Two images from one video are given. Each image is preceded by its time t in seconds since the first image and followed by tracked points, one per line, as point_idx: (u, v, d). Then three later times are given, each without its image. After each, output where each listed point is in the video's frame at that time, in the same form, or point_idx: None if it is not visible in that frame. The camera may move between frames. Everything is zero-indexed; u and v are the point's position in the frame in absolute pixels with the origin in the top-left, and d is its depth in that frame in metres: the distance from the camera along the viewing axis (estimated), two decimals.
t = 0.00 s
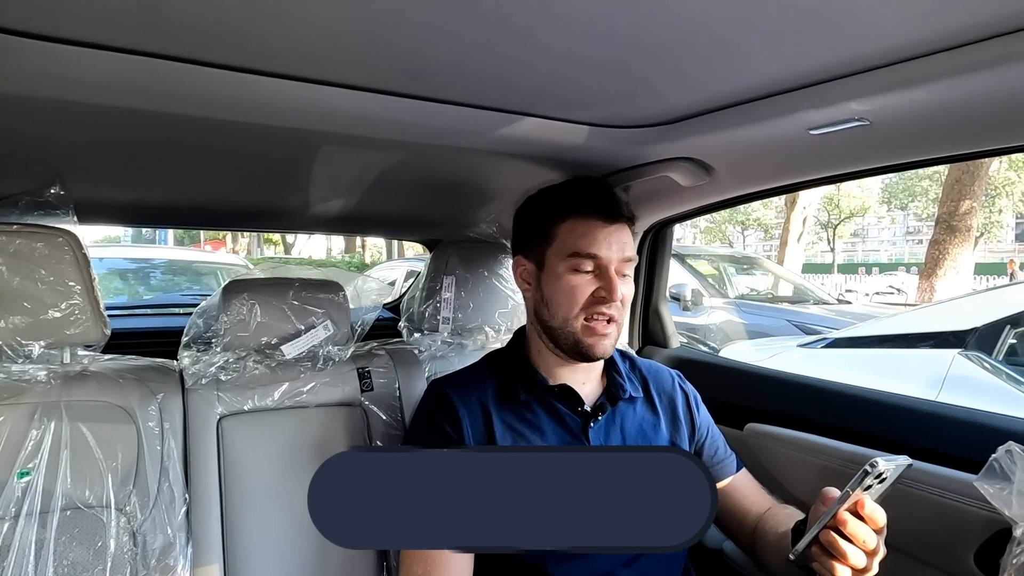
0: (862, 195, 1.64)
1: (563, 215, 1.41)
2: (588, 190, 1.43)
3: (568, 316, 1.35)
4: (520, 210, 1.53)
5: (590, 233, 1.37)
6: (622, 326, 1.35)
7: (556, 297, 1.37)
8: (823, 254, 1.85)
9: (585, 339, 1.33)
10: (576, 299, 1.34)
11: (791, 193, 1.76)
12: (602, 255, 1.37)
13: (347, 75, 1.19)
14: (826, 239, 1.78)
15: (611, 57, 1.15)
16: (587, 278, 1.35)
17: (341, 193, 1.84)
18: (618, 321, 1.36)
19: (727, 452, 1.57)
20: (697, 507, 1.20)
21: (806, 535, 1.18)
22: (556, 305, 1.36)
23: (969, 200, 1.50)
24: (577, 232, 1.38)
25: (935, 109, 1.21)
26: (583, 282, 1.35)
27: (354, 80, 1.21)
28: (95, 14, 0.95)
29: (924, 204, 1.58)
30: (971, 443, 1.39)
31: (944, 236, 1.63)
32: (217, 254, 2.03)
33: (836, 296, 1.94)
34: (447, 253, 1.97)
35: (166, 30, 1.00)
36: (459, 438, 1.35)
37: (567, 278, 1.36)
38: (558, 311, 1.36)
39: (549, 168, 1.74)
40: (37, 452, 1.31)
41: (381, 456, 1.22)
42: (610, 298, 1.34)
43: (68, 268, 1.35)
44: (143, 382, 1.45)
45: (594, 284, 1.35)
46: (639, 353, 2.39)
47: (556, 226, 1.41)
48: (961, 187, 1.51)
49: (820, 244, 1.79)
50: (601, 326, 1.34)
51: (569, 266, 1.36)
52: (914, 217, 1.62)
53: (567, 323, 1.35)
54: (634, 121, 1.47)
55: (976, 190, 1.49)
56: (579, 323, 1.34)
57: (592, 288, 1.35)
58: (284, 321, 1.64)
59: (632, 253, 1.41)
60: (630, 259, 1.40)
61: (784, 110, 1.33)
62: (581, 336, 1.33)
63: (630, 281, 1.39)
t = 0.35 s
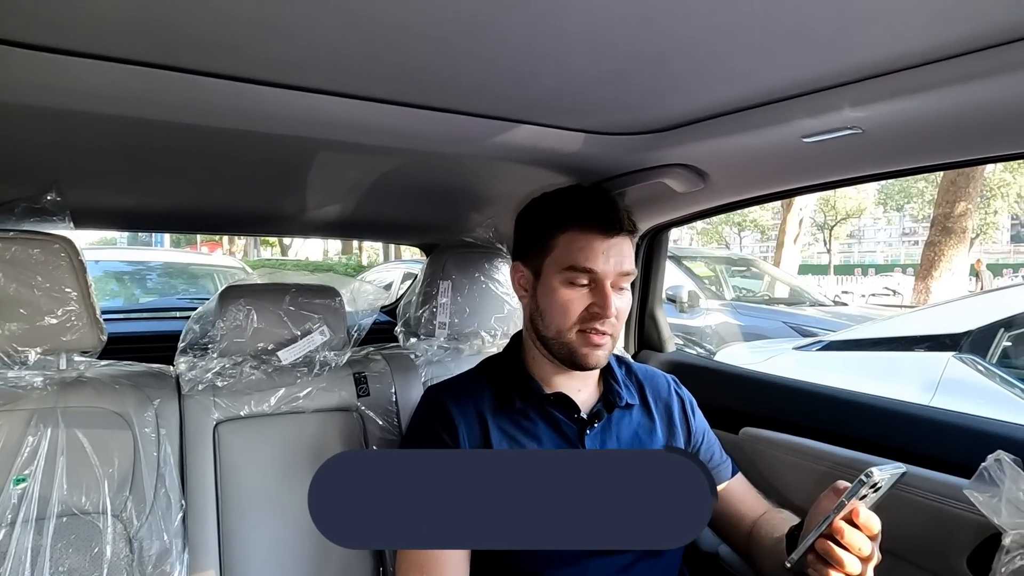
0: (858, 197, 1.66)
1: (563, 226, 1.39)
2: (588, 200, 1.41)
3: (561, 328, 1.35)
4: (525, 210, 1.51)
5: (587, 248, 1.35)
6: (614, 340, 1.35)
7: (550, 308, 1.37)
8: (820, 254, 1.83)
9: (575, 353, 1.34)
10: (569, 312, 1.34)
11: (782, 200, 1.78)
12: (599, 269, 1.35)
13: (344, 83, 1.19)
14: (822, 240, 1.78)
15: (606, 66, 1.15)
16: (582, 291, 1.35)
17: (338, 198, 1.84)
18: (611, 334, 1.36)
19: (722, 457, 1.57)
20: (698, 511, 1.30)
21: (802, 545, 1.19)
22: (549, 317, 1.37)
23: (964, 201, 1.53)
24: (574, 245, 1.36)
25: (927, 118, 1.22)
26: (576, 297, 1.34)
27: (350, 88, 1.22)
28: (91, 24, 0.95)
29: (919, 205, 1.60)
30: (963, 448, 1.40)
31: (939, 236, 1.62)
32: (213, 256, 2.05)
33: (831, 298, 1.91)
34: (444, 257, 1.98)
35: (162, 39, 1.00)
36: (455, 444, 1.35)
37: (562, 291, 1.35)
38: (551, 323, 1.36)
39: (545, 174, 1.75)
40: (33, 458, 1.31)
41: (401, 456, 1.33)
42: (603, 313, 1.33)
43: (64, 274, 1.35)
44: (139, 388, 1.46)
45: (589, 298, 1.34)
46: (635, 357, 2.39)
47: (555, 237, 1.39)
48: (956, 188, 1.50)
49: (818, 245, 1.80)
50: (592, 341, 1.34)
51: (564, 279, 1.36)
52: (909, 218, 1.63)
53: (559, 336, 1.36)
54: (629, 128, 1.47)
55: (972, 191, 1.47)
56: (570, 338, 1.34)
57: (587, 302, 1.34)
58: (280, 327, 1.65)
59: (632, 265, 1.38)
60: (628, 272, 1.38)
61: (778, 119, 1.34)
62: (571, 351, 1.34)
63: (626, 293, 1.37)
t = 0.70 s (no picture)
0: (855, 198, 1.65)
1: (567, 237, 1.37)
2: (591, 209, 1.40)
3: (564, 339, 1.36)
4: (528, 213, 1.51)
5: (594, 261, 1.34)
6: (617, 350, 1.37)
7: (554, 318, 1.37)
8: (816, 256, 1.81)
9: (579, 363, 1.36)
10: (573, 323, 1.35)
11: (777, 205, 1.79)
12: (604, 281, 1.34)
13: (342, 91, 1.20)
14: (819, 241, 1.78)
15: (601, 75, 1.16)
16: (587, 303, 1.34)
17: (336, 203, 1.85)
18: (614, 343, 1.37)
19: (718, 460, 1.58)
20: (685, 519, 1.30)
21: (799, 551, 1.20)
22: (553, 326, 1.37)
23: (960, 204, 1.50)
24: (580, 257, 1.35)
25: (920, 128, 1.23)
26: (581, 309, 1.34)
27: (348, 97, 1.23)
28: (91, 35, 0.96)
29: (916, 207, 1.56)
30: (957, 452, 1.41)
31: (936, 238, 1.56)
32: (211, 258, 2.06)
33: (827, 300, 1.91)
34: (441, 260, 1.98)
35: (162, 49, 1.01)
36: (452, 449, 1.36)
37: (567, 302, 1.35)
38: (555, 333, 1.37)
39: (542, 179, 1.76)
40: (31, 464, 1.31)
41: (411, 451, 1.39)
42: (607, 326, 1.34)
43: (63, 280, 1.36)
44: (137, 393, 1.46)
45: (593, 309, 1.34)
46: (632, 360, 2.40)
47: (559, 246, 1.38)
48: (953, 190, 1.49)
49: (815, 246, 1.78)
50: (596, 352, 1.35)
51: (569, 290, 1.35)
52: (906, 219, 1.59)
53: (563, 347, 1.36)
54: (625, 135, 1.48)
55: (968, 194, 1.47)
56: (574, 349, 1.35)
57: (591, 314, 1.34)
58: (279, 332, 1.65)
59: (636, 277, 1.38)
60: (632, 284, 1.38)
61: (773, 127, 1.35)
62: (575, 361, 1.35)
63: (629, 303, 1.38)
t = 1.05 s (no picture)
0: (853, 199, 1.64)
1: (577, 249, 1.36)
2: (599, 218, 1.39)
3: (569, 350, 1.36)
4: (541, 214, 1.50)
5: (604, 276, 1.33)
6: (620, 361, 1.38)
7: (559, 328, 1.36)
8: (813, 257, 1.82)
9: (582, 375, 1.36)
10: (580, 334, 1.34)
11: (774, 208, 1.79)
12: (613, 296, 1.33)
13: (339, 95, 1.20)
14: (816, 241, 1.78)
15: (598, 79, 1.17)
16: (593, 317, 1.34)
17: (333, 205, 1.85)
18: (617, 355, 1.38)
19: (716, 463, 1.58)
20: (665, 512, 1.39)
21: (796, 556, 1.19)
22: (557, 336, 1.37)
23: (957, 205, 1.50)
24: (590, 271, 1.34)
25: (915, 132, 1.23)
26: (588, 322, 1.34)
27: (344, 100, 1.23)
28: (88, 39, 0.96)
29: (913, 207, 1.58)
30: (954, 455, 1.41)
31: (933, 239, 1.59)
32: (207, 259, 2.05)
33: (825, 301, 1.91)
34: (438, 262, 1.97)
35: (158, 53, 1.01)
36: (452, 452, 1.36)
37: (573, 314, 1.35)
38: (559, 342, 1.36)
39: (539, 181, 1.76)
40: (27, 467, 1.31)
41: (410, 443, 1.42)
42: (613, 339, 1.34)
43: (58, 282, 1.36)
44: (133, 396, 1.46)
45: (600, 322, 1.34)
46: (630, 363, 2.39)
47: (570, 256, 1.36)
48: (949, 191, 1.48)
49: (812, 247, 1.79)
50: (600, 364, 1.35)
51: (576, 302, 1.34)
52: (903, 219, 1.61)
53: (567, 358, 1.36)
54: (622, 138, 1.48)
55: (964, 195, 1.48)
56: (578, 360, 1.35)
57: (598, 326, 1.34)
58: (274, 335, 1.65)
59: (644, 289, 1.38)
60: (640, 298, 1.37)
61: (770, 131, 1.35)
62: (578, 372, 1.36)
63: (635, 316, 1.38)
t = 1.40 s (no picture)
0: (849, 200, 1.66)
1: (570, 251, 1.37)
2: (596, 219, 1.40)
3: (561, 352, 1.37)
4: (540, 217, 1.51)
5: (595, 279, 1.34)
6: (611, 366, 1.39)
7: (552, 329, 1.38)
8: (812, 257, 1.85)
9: (573, 377, 1.38)
10: (571, 337, 1.36)
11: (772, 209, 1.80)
12: (605, 299, 1.34)
13: (340, 99, 1.22)
14: (815, 242, 1.81)
15: (596, 83, 1.18)
16: (585, 320, 1.35)
17: (333, 208, 1.86)
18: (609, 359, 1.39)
19: (715, 462, 1.59)
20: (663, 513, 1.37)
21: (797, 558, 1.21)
22: (551, 337, 1.38)
23: (955, 206, 1.52)
24: (582, 273, 1.35)
25: (909, 136, 1.25)
26: (580, 324, 1.35)
27: (345, 104, 1.24)
28: (91, 44, 0.97)
29: (911, 208, 1.59)
30: (948, 455, 1.43)
31: (931, 239, 1.59)
32: (206, 259, 2.06)
33: (823, 302, 1.95)
34: (438, 263, 1.99)
35: (161, 58, 1.02)
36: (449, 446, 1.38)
37: (566, 316, 1.36)
38: (552, 344, 1.38)
39: (538, 184, 1.77)
40: (29, 468, 1.32)
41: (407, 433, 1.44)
42: (604, 343, 1.35)
43: (60, 284, 1.37)
44: (135, 397, 1.47)
45: (591, 325, 1.35)
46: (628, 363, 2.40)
47: (565, 259, 1.38)
48: (947, 192, 1.50)
49: (810, 247, 1.82)
50: (591, 369, 1.37)
51: (569, 304, 1.36)
52: (901, 220, 1.63)
53: (559, 360, 1.38)
54: (620, 141, 1.50)
55: (961, 196, 1.49)
56: (569, 363, 1.37)
57: (590, 330, 1.36)
58: (275, 336, 1.66)
59: (638, 293, 1.38)
60: (634, 303, 1.38)
61: (766, 134, 1.36)
62: (569, 375, 1.37)
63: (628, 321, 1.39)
